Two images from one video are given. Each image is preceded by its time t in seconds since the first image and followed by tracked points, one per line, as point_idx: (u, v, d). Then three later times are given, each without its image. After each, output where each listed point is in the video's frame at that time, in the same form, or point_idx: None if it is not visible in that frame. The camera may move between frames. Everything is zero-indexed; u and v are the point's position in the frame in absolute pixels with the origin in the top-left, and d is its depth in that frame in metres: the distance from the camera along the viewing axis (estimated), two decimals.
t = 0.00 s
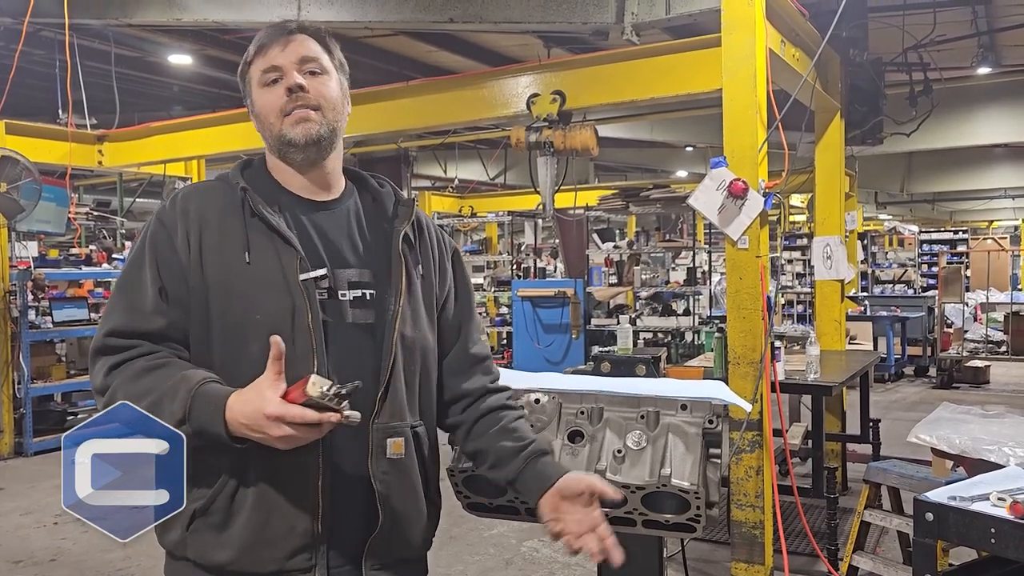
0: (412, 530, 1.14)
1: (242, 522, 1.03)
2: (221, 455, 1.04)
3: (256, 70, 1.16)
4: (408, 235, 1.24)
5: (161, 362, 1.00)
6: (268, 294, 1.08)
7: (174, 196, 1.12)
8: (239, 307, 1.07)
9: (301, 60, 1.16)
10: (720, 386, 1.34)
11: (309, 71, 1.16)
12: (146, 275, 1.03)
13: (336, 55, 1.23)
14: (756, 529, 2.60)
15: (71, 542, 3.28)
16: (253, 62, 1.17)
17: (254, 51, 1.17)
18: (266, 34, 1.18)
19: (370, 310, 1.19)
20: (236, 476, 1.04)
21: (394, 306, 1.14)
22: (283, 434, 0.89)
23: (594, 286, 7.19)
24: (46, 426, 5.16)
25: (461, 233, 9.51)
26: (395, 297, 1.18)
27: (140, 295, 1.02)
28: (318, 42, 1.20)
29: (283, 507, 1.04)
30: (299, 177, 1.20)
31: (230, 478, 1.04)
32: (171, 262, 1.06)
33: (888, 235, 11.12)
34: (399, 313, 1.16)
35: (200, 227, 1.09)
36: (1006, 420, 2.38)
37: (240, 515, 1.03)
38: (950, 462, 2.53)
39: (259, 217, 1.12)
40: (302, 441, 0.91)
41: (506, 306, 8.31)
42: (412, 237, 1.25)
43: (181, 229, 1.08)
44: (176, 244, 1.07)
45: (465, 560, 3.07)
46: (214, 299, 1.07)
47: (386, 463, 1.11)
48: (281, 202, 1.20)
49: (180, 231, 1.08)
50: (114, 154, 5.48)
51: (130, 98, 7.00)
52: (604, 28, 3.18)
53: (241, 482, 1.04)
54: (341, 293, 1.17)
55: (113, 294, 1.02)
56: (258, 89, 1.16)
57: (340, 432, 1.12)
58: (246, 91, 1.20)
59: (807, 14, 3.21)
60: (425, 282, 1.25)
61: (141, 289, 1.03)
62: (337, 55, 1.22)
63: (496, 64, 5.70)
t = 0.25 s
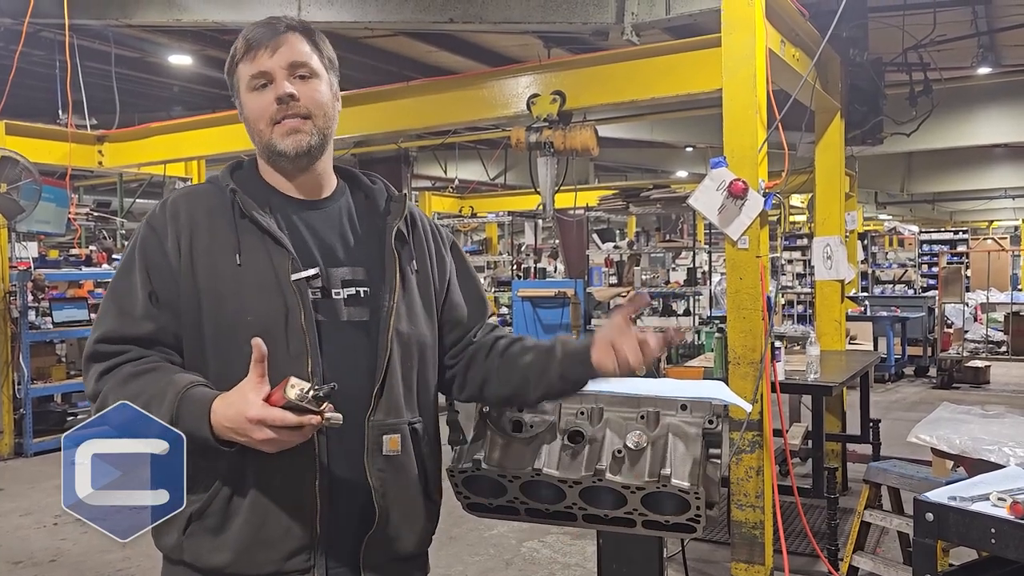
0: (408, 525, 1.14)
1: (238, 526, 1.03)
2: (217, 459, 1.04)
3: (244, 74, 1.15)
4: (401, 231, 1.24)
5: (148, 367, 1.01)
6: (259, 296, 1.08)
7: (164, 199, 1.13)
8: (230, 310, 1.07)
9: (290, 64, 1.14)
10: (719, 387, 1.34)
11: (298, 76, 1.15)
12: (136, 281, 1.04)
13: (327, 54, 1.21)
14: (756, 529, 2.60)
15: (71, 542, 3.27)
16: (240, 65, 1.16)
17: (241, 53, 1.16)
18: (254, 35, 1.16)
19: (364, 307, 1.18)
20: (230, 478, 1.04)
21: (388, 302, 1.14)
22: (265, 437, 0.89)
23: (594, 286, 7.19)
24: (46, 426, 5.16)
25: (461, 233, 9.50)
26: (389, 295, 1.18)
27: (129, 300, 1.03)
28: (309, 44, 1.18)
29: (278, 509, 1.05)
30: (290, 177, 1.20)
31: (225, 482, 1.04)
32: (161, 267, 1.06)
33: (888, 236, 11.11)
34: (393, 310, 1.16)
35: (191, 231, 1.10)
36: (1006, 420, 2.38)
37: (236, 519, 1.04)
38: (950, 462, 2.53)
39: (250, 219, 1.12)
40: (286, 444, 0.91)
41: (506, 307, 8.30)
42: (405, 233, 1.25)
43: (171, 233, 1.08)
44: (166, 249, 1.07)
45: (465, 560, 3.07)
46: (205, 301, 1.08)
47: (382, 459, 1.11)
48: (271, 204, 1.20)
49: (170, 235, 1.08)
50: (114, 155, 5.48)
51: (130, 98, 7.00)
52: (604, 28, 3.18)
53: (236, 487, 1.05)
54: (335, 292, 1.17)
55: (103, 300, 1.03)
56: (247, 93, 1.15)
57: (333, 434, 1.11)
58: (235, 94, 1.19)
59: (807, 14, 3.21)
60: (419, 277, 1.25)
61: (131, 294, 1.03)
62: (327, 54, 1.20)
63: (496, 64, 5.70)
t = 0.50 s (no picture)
0: (413, 522, 1.13)
1: (238, 527, 1.03)
2: (217, 461, 1.04)
3: (238, 80, 1.15)
4: (400, 229, 1.24)
5: (148, 369, 1.01)
6: (258, 297, 1.08)
7: (162, 200, 1.12)
8: (229, 311, 1.07)
9: (287, 76, 1.13)
10: (720, 387, 1.33)
11: (295, 87, 1.14)
12: (135, 283, 1.04)
13: (327, 54, 1.20)
14: (756, 529, 2.60)
15: (71, 543, 3.28)
16: (235, 70, 1.15)
17: (237, 58, 1.15)
18: (251, 37, 1.14)
19: (364, 306, 1.18)
20: (230, 480, 1.04)
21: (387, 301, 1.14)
22: (270, 437, 0.91)
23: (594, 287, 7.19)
24: (46, 427, 5.16)
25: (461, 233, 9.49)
26: (388, 294, 1.18)
27: (129, 302, 1.03)
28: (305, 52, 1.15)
29: (278, 510, 1.05)
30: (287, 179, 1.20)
31: (225, 483, 1.04)
32: (160, 269, 1.06)
33: (888, 236, 11.11)
34: (394, 309, 1.16)
35: (190, 232, 1.09)
36: (1006, 420, 2.38)
37: (236, 521, 1.04)
38: (950, 462, 2.53)
39: (249, 220, 1.12)
40: (291, 445, 0.93)
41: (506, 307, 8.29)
42: (404, 231, 1.25)
43: (171, 235, 1.08)
44: (165, 250, 1.07)
45: (465, 560, 3.07)
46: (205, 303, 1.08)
47: (386, 456, 1.11)
48: (270, 205, 1.20)
49: (169, 237, 1.08)
50: (114, 155, 5.48)
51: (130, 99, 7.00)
52: (604, 29, 3.18)
53: (236, 488, 1.05)
54: (335, 291, 1.17)
55: (103, 302, 1.03)
56: (242, 101, 1.15)
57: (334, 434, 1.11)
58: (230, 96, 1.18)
59: (807, 14, 3.21)
60: (419, 275, 1.25)
61: (130, 297, 1.03)
62: (327, 56, 1.19)
63: (496, 65, 5.70)
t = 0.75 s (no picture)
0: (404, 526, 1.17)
1: (236, 531, 1.03)
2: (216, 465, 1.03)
3: (242, 81, 1.13)
4: (398, 238, 1.25)
5: (150, 374, 1.00)
6: (258, 302, 1.08)
7: (162, 201, 1.12)
8: (228, 316, 1.07)
9: (292, 82, 1.12)
10: (720, 387, 1.34)
11: (299, 92, 1.13)
12: (136, 285, 1.03)
13: (329, 59, 1.19)
14: (756, 530, 2.60)
15: (71, 543, 3.27)
16: (238, 71, 1.13)
17: (241, 58, 1.13)
18: (255, 41, 1.12)
19: (362, 314, 1.19)
20: (228, 485, 1.04)
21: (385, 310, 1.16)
22: (272, 450, 0.91)
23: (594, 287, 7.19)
24: (47, 427, 5.16)
25: (461, 234, 9.49)
26: (386, 302, 1.19)
27: (129, 305, 1.02)
28: (312, 57, 1.15)
29: (277, 515, 1.05)
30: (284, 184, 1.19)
31: (223, 487, 1.04)
32: (160, 272, 1.05)
33: (888, 236, 11.11)
34: (390, 318, 1.18)
35: (190, 234, 1.09)
36: (1006, 420, 2.38)
37: (235, 524, 1.03)
38: (950, 462, 2.53)
39: (249, 225, 1.11)
40: (290, 457, 0.94)
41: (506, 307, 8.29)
42: (401, 240, 1.26)
43: (171, 238, 1.07)
44: (166, 253, 1.06)
45: (465, 561, 3.07)
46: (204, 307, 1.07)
47: (381, 465, 1.14)
48: (269, 209, 1.19)
49: (170, 240, 1.07)
50: (114, 155, 5.48)
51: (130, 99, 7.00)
52: (604, 29, 3.18)
53: (234, 492, 1.04)
54: (333, 298, 1.17)
55: (103, 305, 1.02)
56: (246, 105, 1.13)
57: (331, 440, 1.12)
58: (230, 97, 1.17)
59: (807, 14, 3.21)
60: (413, 284, 1.27)
61: (131, 299, 1.02)
62: (330, 63, 1.18)
63: (496, 65, 5.71)
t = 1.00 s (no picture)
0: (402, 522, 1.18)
1: (235, 532, 1.03)
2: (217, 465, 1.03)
3: (290, 83, 1.08)
4: (394, 238, 1.25)
5: (150, 376, 1.00)
6: (256, 303, 1.08)
7: (158, 202, 1.11)
8: (227, 317, 1.07)
9: (344, 94, 1.11)
10: (720, 387, 1.34)
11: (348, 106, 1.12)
12: (134, 287, 1.02)
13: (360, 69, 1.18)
14: (755, 530, 2.60)
15: (71, 544, 3.27)
16: (286, 72, 1.09)
17: (288, 60, 1.09)
18: (303, 47, 1.09)
19: (360, 313, 1.19)
20: (229, 484, 1.04)
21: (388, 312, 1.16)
22: (277, 455, 0.92)
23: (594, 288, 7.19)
24: (46, 428, 5.15)
25: (461, 234, 9.50)
26: (386, 301, 1.19)
27: (128, 308, 1.02)
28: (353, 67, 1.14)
29: (276, 515, 1.04)
30: (288, 184, 1.18)
31: (224, 486, 1.03)
32: (158, 273, 1.05)
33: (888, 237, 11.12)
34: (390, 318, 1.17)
35: (187, 236, 1.08)
36: (1006, 420, 2.38)
37: (234, 524, 1.03)
38: (951, 462, 2.53)
39: (247, 225, 1.11)
40: (296, 460, 0.94)
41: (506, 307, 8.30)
42: (398, 239, 1.27)
43: (168, 239, 1.07)
44: (164, 254, 1.06)
45: (465, 561, 3.07)
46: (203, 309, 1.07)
47: (379, 463, 1.14)
48: (267, 208, 1.18)
49: (167, 242, 1.06)
50: (114, 156, 5.48)
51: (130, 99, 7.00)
52: (604, 29, 3.19)
53: (234, 491, 1.04)
54: (331, 298, 1.17)
55: (100, 307, 1.01)
56: (293, 106, 1.08)
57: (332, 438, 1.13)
58: (263, 94, 1.10)
59: (807, 15, 3.21)
60: (409, 283, 1.27)
61: (129, 302, 1.02)
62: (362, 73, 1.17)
63: (496, 65, 5.71)
